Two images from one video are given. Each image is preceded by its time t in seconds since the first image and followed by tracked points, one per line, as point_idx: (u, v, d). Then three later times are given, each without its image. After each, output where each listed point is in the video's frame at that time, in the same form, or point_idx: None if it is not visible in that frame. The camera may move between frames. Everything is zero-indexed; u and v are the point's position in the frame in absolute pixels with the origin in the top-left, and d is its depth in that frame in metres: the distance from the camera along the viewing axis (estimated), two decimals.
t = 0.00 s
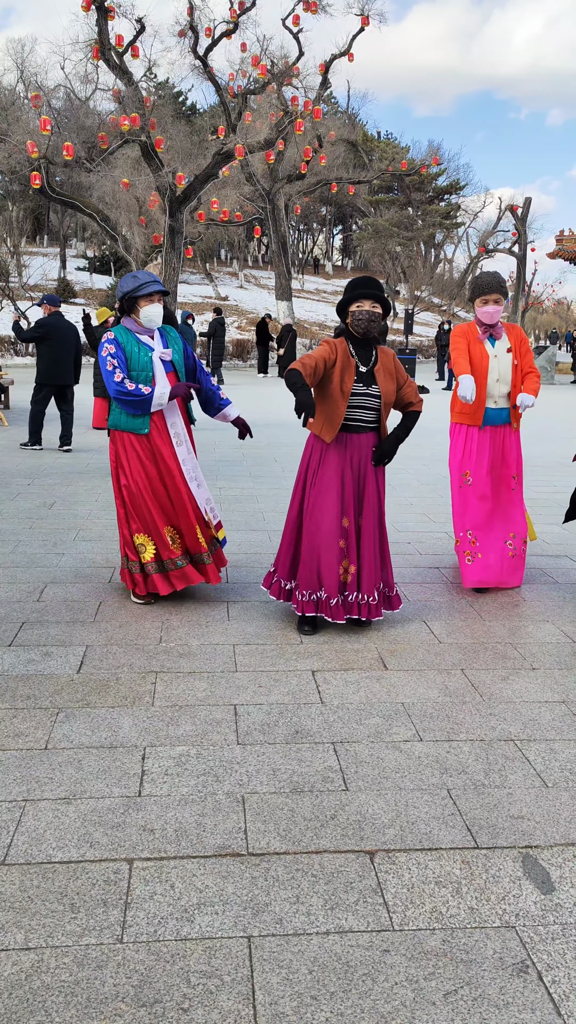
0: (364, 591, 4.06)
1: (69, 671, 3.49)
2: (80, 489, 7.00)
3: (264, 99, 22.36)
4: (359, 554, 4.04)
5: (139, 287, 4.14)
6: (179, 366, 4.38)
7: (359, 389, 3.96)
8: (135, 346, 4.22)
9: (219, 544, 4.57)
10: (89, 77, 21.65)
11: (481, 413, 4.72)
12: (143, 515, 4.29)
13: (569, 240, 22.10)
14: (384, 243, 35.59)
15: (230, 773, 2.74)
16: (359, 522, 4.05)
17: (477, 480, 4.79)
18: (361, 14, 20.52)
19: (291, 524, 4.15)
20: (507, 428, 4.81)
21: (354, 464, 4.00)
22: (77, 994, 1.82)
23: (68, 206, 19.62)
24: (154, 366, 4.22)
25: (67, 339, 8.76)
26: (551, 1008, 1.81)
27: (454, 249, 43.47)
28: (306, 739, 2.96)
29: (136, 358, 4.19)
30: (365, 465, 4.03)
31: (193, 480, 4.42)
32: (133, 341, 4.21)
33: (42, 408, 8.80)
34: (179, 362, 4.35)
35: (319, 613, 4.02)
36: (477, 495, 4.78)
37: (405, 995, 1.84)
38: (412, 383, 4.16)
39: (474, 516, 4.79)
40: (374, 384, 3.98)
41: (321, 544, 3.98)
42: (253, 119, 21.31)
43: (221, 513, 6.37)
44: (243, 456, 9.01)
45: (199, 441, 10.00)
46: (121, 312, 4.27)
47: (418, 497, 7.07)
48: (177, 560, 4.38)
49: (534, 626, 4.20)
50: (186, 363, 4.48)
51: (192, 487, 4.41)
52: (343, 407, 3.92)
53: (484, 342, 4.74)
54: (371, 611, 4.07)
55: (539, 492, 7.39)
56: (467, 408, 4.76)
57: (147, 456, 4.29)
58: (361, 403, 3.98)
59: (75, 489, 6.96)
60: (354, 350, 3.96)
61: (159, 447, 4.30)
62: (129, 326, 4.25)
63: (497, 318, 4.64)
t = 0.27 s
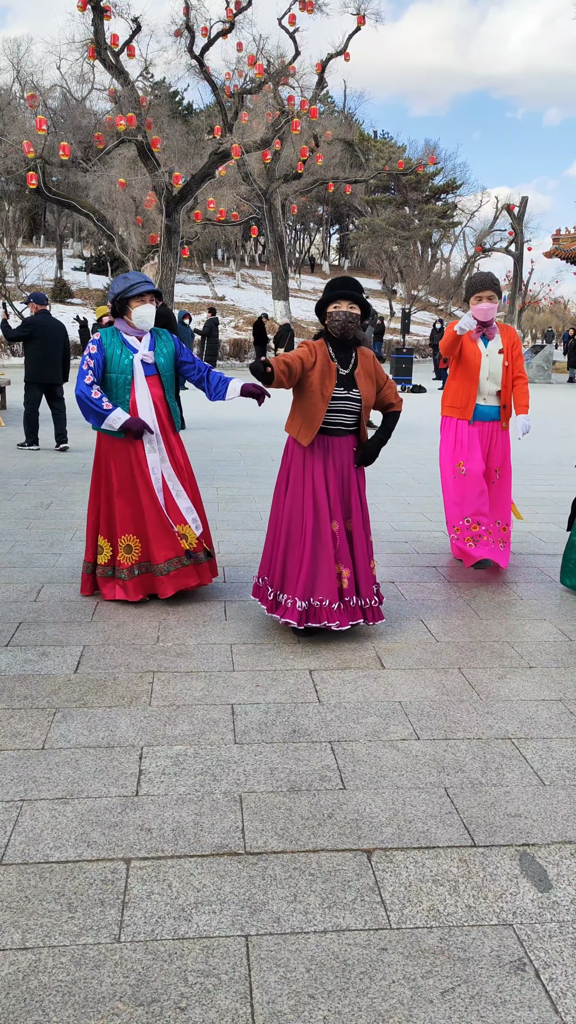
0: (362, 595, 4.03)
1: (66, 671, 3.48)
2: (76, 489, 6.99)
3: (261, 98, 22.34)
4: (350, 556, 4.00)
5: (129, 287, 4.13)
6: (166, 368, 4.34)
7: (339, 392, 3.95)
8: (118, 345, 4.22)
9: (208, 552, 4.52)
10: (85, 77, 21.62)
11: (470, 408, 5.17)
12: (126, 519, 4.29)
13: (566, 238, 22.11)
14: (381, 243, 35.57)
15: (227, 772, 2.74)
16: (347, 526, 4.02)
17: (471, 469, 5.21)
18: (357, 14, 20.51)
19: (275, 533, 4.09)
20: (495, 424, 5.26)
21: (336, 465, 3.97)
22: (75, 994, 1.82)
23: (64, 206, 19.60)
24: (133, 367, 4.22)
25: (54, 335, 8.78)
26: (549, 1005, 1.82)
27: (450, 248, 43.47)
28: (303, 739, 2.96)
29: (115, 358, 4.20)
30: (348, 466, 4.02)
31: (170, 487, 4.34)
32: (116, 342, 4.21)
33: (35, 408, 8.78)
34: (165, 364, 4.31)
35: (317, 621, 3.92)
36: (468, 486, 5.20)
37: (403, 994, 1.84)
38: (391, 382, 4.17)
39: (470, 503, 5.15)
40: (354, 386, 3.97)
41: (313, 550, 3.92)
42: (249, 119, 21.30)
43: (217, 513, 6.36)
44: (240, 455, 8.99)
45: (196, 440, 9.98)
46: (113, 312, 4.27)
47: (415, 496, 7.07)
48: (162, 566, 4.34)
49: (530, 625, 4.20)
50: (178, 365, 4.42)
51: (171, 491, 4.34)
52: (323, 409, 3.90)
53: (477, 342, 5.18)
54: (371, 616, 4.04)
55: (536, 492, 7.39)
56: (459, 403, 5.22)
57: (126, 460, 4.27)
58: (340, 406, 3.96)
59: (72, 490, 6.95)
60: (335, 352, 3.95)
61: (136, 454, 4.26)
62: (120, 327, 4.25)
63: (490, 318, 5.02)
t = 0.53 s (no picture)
0: (346, 593, 4.04)
1: (63, 672, 3.48)
2: (74, 489, 6.98)
3: (258, 97, 22.34)
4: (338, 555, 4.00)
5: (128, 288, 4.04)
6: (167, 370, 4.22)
7: (332, 395, 3.95)
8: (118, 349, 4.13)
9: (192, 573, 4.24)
10: (82, 76, 21.61)
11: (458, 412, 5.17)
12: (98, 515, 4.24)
13: (563, 237, 22.13)
14: (379, 242, 35.57)
15: (225, 771, 2.74)
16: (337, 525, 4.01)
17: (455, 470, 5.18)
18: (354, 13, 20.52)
19: (265, 530, 4.08)
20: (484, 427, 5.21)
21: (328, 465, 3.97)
22: (73, 993, 1.82)
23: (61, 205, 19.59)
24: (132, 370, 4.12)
25: (43, 336, 8.80)
26: (546, 1003, 1.82)
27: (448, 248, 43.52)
28: (301, 739, 2.96)
29: (114, 361, 4.11)
30: (340, 465, 4.01)
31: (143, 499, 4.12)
32: (116, 344, 4.12)
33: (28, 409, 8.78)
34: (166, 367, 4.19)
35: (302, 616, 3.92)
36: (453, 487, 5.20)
37: (400, 992, 1.84)
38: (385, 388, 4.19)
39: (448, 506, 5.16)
40: (347, 389, 3.97)
41: (303, 549, 3.90)
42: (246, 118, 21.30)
43: (215, 512, 6.35)
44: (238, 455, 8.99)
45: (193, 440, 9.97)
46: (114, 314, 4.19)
47: (413, 496, 7.06)
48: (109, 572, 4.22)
49: (528, 624, 4.20)
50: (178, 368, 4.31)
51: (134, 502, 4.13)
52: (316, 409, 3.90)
53: (468, 342, 5.14)
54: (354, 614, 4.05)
55: (533, 490, 7.39)
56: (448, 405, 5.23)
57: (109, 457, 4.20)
58: (333, 408, 3.96)
59: (70, 490, 6.95)
60: (330, 355, 3.94)
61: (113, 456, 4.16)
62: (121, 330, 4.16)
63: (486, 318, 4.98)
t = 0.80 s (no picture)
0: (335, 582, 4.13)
1: (62, 672, 3.48)
2: (72, 489, 6.97)
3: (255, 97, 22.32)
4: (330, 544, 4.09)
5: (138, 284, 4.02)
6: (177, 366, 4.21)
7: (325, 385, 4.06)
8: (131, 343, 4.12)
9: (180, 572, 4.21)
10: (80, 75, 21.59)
11: (445, 404, 5.45)
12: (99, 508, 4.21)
13: (561, 237, 22.13)
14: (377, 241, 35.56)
15: (224, 771, 2.74)
16: (327, 515, 4.10)
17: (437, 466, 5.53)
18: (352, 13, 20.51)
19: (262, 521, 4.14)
20: (472, 417, 5.45)
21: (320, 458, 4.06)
22: (72, 993, 1.82)
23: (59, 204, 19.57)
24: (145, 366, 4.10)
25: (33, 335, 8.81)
26: (545, 1003, 1.82)
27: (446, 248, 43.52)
28: (300, 738, 2.96)
29: (128, 355, 4.09)
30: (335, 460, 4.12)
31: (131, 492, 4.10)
32: (129, 339, 4.10)
33: (22, 409, 8.74)
34: (177, 364, 4.17)
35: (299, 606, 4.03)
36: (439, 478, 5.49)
37: (399, 992, 1.84)
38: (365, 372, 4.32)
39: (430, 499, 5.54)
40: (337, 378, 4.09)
41: (297, 539, 4.01)
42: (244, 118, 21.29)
43: (214, 512, 6.34)
44: (236, 455, 8.98)
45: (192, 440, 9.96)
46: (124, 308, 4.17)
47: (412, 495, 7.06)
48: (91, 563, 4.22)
49: (526, 623, 4.20)
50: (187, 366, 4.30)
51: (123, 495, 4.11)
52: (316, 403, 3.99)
53: (451, 336, 5.43)
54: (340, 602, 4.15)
55: (531, 490, 7.38)
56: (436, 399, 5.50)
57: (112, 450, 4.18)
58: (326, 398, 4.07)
59: (68, 489, 6.94)
60: (316, 346, 4.04)
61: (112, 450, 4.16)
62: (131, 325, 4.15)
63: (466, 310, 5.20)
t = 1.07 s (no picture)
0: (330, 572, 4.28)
1: (61, 671, 3.48)
2: (71, 489, 6.97)
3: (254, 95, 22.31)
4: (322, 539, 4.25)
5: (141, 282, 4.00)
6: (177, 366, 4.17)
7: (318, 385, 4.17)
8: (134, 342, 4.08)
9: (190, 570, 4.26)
10: (79, 75, 21.58)
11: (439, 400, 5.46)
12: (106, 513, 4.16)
13: (560, 236, 22.13)
14: (376, 240, 35.55)
15: (224, 769, 2.74)
16: (321, 510, 4.25)
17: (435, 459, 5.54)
18: (350, 12, 20.50)
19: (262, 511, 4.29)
20: (467, 410, 5.46)
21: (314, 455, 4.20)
22: (71, 993, 1.81)
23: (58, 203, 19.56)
24: (145, 364, 4.07)
25: (27, 334, 8.81)
26: (544, 1001, 1.82)
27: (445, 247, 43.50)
28: (299, 737, 2.96)
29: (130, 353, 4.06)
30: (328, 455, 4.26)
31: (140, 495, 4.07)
32: (131, 337, 4.07)
33: (18, 408, 8.73)
34: (179, 362, 4.15)
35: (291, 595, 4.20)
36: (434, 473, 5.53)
37: (398, 991, 1.84)
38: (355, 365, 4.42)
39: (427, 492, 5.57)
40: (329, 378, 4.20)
41: (293, 532, 4.16)
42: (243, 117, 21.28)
43: (213, 512, 6.34)
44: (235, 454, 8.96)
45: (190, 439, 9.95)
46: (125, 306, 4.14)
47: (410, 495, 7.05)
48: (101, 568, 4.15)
49: (525, 623, 4.19)
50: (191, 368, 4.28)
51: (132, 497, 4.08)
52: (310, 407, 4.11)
53: (443, 331, 5.42)
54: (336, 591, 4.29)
55: (530, 489, 7.38)
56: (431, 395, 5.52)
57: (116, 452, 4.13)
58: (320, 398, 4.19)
59: (67, 489, 6.93)
60: (305, 348, 4.15)
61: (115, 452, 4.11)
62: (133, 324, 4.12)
63: (455, 304, 5.22)
